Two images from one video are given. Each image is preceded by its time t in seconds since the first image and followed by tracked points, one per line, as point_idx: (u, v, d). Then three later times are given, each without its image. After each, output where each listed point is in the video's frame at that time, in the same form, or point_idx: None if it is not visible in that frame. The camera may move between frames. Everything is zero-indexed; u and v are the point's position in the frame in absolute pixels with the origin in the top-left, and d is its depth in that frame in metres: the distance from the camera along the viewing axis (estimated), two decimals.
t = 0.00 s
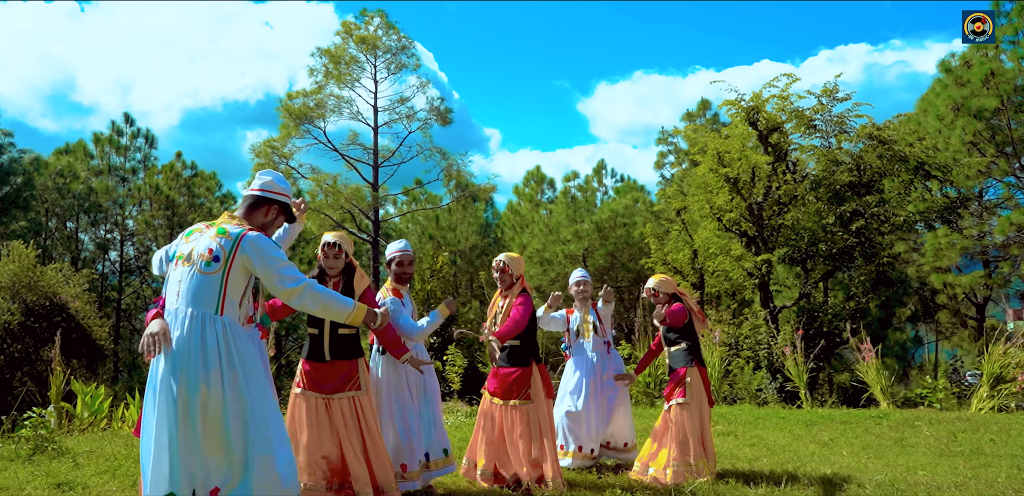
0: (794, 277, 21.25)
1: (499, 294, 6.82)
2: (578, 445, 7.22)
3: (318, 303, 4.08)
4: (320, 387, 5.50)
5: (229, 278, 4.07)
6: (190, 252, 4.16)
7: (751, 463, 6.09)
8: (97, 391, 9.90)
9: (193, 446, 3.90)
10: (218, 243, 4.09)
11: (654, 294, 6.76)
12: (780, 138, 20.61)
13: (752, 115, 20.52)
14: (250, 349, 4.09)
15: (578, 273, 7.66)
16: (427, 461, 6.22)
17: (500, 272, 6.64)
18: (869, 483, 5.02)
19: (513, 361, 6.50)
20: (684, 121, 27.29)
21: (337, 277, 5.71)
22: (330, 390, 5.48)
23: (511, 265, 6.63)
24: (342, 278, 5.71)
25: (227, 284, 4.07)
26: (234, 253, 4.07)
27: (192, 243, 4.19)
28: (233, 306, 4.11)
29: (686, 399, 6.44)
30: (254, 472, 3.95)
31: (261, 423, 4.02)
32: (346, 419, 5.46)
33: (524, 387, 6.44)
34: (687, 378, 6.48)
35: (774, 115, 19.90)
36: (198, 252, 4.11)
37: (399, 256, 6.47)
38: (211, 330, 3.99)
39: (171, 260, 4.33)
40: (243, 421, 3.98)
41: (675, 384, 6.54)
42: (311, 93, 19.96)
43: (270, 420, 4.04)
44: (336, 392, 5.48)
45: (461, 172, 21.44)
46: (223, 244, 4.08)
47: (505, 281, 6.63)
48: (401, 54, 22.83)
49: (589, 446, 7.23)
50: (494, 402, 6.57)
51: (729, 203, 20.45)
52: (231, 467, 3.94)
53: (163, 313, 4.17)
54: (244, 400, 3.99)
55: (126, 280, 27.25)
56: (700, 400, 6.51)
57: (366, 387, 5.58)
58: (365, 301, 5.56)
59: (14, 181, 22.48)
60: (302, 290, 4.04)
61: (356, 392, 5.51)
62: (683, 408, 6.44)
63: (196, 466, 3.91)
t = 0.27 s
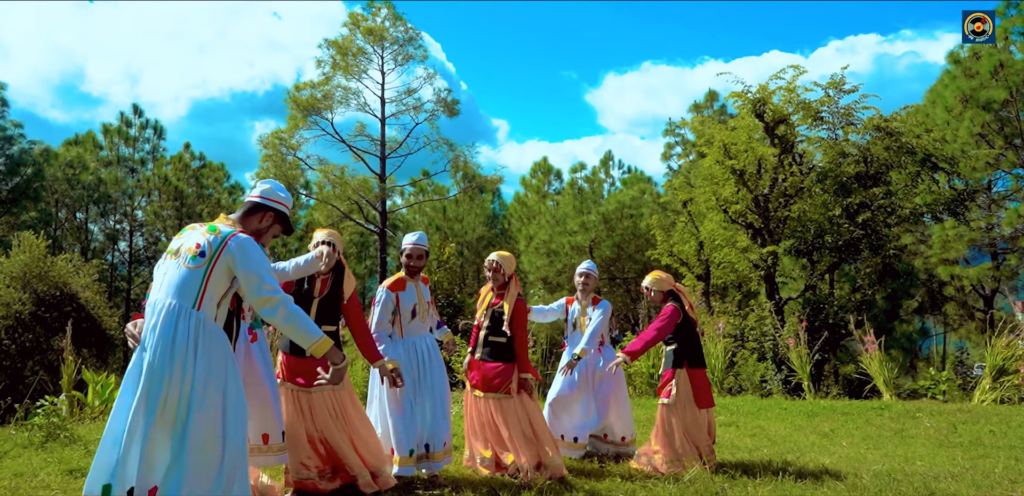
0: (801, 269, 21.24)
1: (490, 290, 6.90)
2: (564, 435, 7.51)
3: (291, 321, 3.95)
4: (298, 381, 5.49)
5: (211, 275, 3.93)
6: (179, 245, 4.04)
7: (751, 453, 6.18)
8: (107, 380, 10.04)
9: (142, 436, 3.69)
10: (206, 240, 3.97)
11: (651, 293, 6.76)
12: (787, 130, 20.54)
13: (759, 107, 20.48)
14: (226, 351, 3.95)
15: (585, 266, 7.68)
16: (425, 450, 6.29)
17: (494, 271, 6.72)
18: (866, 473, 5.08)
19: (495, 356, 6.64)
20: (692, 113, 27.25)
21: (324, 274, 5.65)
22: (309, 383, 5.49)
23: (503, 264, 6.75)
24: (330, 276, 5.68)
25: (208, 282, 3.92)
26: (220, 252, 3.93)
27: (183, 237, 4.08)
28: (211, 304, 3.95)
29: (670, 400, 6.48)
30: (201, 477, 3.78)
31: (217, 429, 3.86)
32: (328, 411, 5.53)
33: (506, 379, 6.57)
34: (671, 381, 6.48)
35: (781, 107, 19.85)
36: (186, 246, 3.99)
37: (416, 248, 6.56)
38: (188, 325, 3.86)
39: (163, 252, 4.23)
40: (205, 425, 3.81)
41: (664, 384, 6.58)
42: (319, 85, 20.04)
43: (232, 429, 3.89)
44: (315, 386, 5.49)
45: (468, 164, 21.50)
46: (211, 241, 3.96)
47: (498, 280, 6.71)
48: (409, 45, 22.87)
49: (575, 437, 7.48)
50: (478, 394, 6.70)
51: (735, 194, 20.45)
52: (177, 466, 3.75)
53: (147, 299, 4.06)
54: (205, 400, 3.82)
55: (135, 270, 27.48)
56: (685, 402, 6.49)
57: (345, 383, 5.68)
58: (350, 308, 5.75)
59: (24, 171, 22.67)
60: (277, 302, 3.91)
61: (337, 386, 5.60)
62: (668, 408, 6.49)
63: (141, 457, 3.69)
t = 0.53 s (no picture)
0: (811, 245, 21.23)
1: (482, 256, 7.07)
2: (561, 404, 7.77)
3: (261, 293, 3.70)
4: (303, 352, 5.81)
5: (200, 250, 4.01)
6: (177, 223, 4.18)
7: (753, 426, 6.35)
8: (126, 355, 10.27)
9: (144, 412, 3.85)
10: (200, 217, 4.09)
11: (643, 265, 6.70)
12: (798, 106, 20.38)
13: (769, 83, 20.33)
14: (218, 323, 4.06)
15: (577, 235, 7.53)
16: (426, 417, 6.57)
17: (494, 244, 6.91)
18: (865, 445, 5.23)
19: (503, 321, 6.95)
20: (703, 88, 27.07)
21: (328, 245, 5.87)
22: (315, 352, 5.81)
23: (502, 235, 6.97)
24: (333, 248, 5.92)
25: (198, 256, 4.02)
26: (208, 228, 4.02)
27: (181, 215, 4.22)
28: (202, 278, 4.04)
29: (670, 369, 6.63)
30: (198, 443, 3.92)
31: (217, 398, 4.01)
32: (333, 379, 5.86)
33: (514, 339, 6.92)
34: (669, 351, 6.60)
35: (792, 82, 19.69)
36: (183, 223, 4.13)
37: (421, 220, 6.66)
38: (178, 299, 3.97)
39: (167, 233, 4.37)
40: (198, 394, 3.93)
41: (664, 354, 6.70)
42: (328, 62, 20.05)
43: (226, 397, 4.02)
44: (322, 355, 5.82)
45: (478, 140, 21.53)
46: (204, 216, 4.08)
47: (498, 253, 6.94)
48: (418, 21, 22.78)
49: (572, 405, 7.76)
50: (485, 357, 6.99)
51: (744, 171, 20.40)
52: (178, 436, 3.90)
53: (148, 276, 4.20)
54: (200, 371, 3.95)
55: (149, 248, 27.77)
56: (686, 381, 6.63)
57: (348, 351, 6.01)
58: (350, 279, 6.01)
59: (38, 149, 22.88)
60: (249, 268, 3.77)
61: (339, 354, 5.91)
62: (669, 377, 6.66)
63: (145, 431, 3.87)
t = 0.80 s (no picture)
0: (817, 222, 21.26)
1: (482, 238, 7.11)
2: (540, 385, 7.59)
3: (261, 235, 3.66)
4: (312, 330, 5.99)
5: (213, 219, 4.11)
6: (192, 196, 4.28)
7: (754, 399, 6.51)
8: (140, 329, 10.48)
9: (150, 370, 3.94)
10: (215, 189, 4.20)
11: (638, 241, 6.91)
12: (806, 82, 20.26)
13: (777, 59, 20.21)
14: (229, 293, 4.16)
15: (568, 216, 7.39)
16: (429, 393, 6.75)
17: (496, 224, 6.98)
18: (862, 417, 5.38)
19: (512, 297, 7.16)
20: (711, 64, 26.92)
21: (332, 225, 5.98)
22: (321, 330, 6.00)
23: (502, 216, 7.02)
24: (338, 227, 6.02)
25: (210, 226, 4.11)
26: (221, 197, 4.12)
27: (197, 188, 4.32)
28: (212, 249, 4.12)
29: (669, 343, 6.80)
30: (213, 405, 4.03)
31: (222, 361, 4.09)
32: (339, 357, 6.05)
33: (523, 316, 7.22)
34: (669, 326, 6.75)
35: (800, 59, 19.58)
36: (199, 194, 4.23)
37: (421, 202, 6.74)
38: (190, 265, 4.06)
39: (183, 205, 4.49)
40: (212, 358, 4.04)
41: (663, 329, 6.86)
42: (335, 39, 20.05)
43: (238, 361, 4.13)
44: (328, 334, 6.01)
45: (485, 117, 21.55)
46: (219, 188, 4.19)
47: (497, 233, 7.01)
48: None
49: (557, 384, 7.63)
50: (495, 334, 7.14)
51: (751, 147, 20.39)
52: (182, 395, 3.97)
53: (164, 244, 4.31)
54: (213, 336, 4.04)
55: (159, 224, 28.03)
56: (677, 343, 6.78)
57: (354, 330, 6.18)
58: (357, 255, 6.13)
59: (48, 126, 23.05)
60: (251, 219, 3.76)
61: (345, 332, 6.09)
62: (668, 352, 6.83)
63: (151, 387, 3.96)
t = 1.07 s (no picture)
0: (822, 209, 21.27)
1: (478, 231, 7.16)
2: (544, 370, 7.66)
3: (258, 229, 3.75)
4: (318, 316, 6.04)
5: (220, 213, 4.20)
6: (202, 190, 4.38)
7: (752, 384, 6.62)
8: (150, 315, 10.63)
9: (157, 355, 4.03)
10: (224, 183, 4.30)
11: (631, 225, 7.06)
12: (811, 68, 20.18)
13: (782, 46, 20.12)
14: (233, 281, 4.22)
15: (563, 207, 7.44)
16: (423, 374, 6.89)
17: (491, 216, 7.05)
18: (858, 401, 5.48)
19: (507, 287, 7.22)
20: (717, 50, 26.82)
21: (334, 215, 6.08)
22: (327, 316, 6.05)
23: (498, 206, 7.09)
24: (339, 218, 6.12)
25: (217, 218, 4.19)
26: (228, 191, 4.20)
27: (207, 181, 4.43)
28: (219, 242, 4.20)
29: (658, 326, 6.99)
30: (216, 391, 4.11)
31: (226, 346, 4.15)
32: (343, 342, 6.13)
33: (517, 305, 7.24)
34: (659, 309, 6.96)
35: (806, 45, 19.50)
36: (210, 187, 4.33)
37: (420, 185, 6.85)
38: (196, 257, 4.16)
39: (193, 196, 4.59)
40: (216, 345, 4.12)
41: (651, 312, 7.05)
42: (341, 26, 20.06)
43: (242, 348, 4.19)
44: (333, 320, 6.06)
45: (491, 104, 21.58)
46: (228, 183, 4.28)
47: (492, 224, 7.09)
48: None
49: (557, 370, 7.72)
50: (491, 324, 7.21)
51: (756, 134, 20.37)
52: (186, 381, 4.07)
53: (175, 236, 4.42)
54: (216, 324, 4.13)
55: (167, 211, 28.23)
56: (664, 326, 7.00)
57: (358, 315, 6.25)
58: (361, 244, 6.27)
59: (56, 114, 23.19)
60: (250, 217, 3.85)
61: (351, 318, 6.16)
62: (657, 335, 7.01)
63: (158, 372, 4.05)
